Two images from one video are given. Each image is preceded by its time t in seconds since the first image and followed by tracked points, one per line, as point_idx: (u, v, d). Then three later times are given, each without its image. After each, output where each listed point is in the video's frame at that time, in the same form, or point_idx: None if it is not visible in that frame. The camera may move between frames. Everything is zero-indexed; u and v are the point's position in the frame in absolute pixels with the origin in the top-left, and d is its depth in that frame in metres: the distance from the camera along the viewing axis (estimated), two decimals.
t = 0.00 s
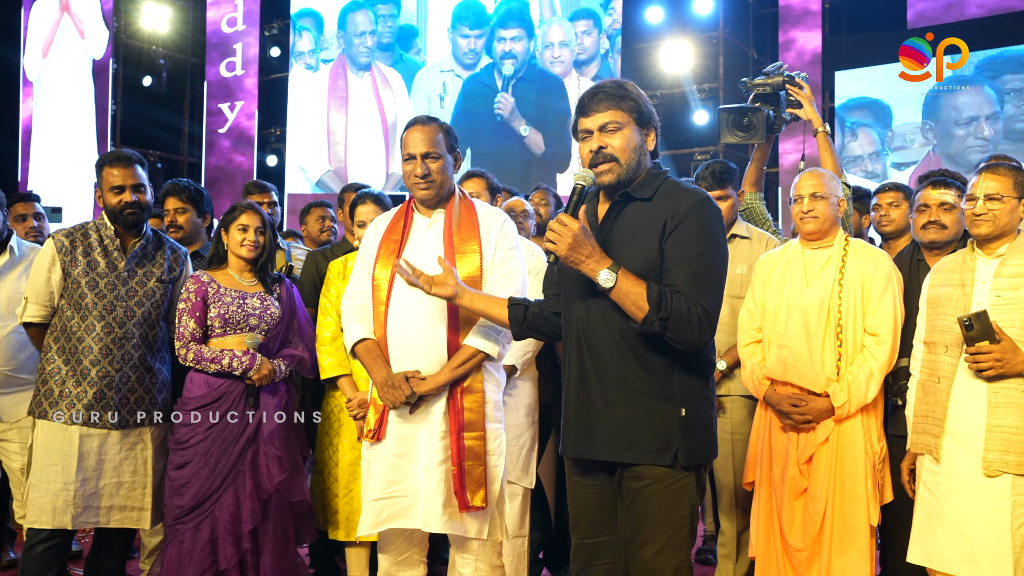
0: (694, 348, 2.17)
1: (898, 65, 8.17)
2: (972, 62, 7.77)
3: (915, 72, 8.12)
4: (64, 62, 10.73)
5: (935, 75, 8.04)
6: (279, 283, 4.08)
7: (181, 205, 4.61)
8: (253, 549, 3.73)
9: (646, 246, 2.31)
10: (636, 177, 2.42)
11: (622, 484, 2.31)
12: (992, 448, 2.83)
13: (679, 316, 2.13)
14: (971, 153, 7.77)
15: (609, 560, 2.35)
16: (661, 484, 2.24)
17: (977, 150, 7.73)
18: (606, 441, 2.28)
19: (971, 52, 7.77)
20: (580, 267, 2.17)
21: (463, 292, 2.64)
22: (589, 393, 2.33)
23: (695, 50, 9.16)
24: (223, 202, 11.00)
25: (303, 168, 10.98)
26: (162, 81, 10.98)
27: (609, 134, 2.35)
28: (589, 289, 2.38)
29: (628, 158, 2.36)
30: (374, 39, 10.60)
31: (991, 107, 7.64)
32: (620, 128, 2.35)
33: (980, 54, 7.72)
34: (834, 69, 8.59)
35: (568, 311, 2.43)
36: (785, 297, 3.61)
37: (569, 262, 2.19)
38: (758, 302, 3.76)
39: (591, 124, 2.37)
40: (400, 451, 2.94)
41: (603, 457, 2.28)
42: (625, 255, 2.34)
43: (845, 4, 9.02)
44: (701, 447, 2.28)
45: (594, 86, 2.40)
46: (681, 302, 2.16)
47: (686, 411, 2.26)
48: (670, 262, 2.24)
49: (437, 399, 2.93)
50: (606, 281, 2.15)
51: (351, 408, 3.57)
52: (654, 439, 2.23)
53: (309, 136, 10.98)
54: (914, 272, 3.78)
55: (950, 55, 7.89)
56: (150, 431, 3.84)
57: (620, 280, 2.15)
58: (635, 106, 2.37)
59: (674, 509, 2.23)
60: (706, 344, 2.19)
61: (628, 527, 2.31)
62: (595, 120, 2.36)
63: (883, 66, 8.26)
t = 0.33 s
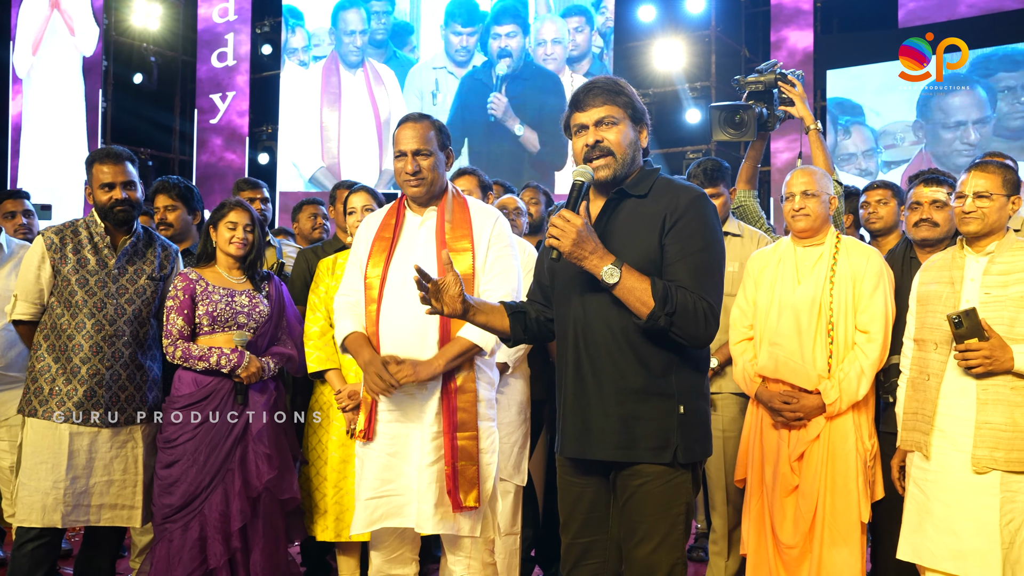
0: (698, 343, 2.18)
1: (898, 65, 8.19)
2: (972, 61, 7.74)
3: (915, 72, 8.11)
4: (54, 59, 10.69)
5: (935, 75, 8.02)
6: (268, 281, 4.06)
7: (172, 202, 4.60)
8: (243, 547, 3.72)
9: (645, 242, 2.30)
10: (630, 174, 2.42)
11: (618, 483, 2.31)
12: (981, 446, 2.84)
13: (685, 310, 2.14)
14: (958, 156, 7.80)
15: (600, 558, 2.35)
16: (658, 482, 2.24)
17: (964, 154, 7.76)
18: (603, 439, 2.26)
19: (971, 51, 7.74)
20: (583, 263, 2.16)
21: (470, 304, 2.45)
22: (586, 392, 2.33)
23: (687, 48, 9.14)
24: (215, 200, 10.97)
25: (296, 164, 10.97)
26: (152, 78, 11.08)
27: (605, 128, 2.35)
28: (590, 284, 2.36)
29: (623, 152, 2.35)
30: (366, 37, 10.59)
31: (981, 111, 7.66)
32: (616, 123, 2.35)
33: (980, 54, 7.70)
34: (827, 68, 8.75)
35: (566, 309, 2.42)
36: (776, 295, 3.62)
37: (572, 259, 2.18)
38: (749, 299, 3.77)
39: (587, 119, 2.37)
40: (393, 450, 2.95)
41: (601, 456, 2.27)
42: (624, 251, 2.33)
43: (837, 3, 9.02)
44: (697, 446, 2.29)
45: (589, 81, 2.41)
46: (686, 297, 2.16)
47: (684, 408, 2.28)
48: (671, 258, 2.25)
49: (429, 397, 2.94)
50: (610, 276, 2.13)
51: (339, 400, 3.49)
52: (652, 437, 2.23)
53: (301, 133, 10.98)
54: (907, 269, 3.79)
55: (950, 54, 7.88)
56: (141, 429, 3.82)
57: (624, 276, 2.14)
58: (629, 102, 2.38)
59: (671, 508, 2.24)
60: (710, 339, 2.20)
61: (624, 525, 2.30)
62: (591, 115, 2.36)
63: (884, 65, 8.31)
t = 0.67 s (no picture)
0: (692, 341, 2.19)
1: (898, 65, 8.18)
2: (973, 61, 7.74)
3: (915, 72, 8.11)
4: (45, 58, 10.66)
5: (935, 75, 7.99)
6: (256, 282, 4.06)
7: (162, 203, 4.58)
8: (233, 548, 3.71)
9: (635, 241, 2.30)
10: (616, 174, 2.42)
11: (607, 484, 2.32)
12: (969, 447, 2.85)
13: (680, 307, 2.14)
14: (950, 153, 7.83)
15: (590, 559, 2.36)
16: (648, 482, 2.24)
17: (957, 151, 7.79)
18: (594, 440, 2.26)
19: (971, 52, 7.74)
20: (577, 263, 2.15)
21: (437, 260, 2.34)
22: (576, 393, 2.32)
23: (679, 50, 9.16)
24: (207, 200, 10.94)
25: (289, 164, 10.96)
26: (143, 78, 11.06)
27: (593, 125, 2.36)
28: (582, 284, 2.34)
29: (611, 151, 2.36)
30: (359, 37, 10.59)
31: (972, 107, 7.70)
32: (603, 121, 2.36)
33: (980, 55, 7.69)
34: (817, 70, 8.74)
35: (555, 310, 2.38)
36: (767, 296, 3.63)
37: (566, 258, 2.16)
38: (740, 301, 3.77)
39: (575, 116, 2.37)
40: (380, 450, 2.93)
41: (592, 457, 2.26)
42: (615, 249, 2.32)
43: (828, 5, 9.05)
44: (687, 446, 2.30)
45: (578, 80, 2.43)
46: (681, 294, 2.17)
47: (674, 408, 2.28)
48: (662, 256, 2.25)
49: (418, 395, 2.91)
50: (604, 275, 2.14)
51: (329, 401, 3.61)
52: (642, 437, 2.24)
53: (294, 133, 10.96)
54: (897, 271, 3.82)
55: (950, 54, 7.87)
56: (130, 431, 3.81)
57: (619, 275, 2.14)
58: (619, 102, 2.41)
59: (661, 507, 2.25)
60: (704, 337, 2.20)
61: (613, 525, 2.31)
62: (580, 112, 2.37)
63: (884, 66, 8.26)
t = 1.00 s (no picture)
0: (680, 341, 2.20)
1: (898, 66, 8.18)
2: (974, 60, 7.74)
3: (915, 72, 8.10)
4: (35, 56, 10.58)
5: (935, 75, 7.99)
6: (245, 281, 4.04)
7: (152, 202, 4.56)
8: (222, 548, 3.70)
9: (621, 244, 2.30)
10: (598, 176, 2.42)
11: (595, 481, 2.31)
12: (957, 447, 2.87)
13: (668, 309, 2.16)
14: (941, 158, 7.82)
15: (579, 556, 2.35)
16: (636, 478, 2.25)
17: (947, 155, 7.80)
18: (583, 439, 2.26)
19: (971, 51, 7.76)
20: (567, 267, 2.14)
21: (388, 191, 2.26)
22: (564, 392, 2.30)
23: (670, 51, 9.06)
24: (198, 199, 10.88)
25: (280, 164, 10.92)
26: (133, 76, 11.07)
27: (575, 131, 2.35)
28: (571, 286, 2.32)
29: (594, 154, 2.36)
30: (350, 37, 10.58)
31: (961, 112, 7.73)
32: (585, 126, 2.36)
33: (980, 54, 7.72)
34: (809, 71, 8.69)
35: (543, 309, 2.35)
36: (757, 297, 3.63)
37: (555, 262, 2.16)
38: (731, 301, 3.78)
39: (556, 122, 2.36)
40: (367, 450, 2.91)
41: (581, 456, 2.26)
42: (601, 251, 2.32)
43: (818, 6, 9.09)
44: (673, 443, 2.31)
45: (555, 85, 2.41)
46: (668, 296, 2.18)
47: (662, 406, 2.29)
48: (648, 259, 2.26)
49: (408, 395, 2.90)
50: (593, 279, 2.14)
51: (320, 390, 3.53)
52: (631, 435, 2.25)
53: (285, 133, 10.94)
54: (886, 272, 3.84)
55: (950, 54, 7.88)
56: (120, 430, 3.80)
57: (608, 278, 2.14)
58: (596, 105, 2.40)
59: (648, 504, 2.26)
60: (691, 337, 2.22)
61: (599, 522, 2.31)
62: (560, 118, 2.36)
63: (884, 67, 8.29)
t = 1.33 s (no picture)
0: (668, 339, 2.20)
1: (898, 65, 8.11)
2: (972, 61, 7.71)
3: (915, 72, 8.03)
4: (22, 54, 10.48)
5: (935, 74, 7.93)
6: (234, 280, 4.01)
7: (140, 202, 4.54)
8: (211, 548, 3.69)
9: (609, 243, 2.30)
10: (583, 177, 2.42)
11: (583, 477, 2.30)
12: (946, 445, 2.88)
13: (658, 308, 2.16)
14: (929, 159, 7.87)
15: (568, 553, 2.34)
16: (623, 474, 2.25)
17: (935, 157, 7.84)
18: (571, 437, 2.26)
19: (971, 51, 7.72)
20: (559, 266, 2.13)
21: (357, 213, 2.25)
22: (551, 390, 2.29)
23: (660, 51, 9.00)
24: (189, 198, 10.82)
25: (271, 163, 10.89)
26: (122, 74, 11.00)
27: (563, 130, 2.35)
28: (562, 285, 2.29)
29: (582, 154, 2.36)
30: (341, 37, 10.59)
31: (951, 114, 7.76)
32: (572, 126, 2.36)
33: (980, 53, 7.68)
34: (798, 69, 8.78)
35: (532, 308, 2.32)
36: (747, 296, 3.64)
37: (548, 261, 2.14)
38: (722, 300, 3.78)
39: (544, 121, 2.36)
40: (353, 450, 2.90)
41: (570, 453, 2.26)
42: (589, 251, 2.31)
43: (807, 6, 9.12)
44: (659, 438, 2.33)
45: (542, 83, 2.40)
46: (658, 295, 2.19)
47: (649, 402, 2.31)
48: (636, 259, 2.27)
49: (396, 396, 2.90)
50: (585, 277, 2.12)
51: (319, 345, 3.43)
52: (619, 432, 2.25)
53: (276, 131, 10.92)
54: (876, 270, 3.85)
55: (950, 54, 7.84)
56: (108, 430, 3.78)
57: (599, 278, 2.14)
58: (582, 104, 2.39)
59: (635, 499, 2.26)
60: (679, 335, 2.22)
61: (587, 518, 2.30)
62: (548, 117, 2.35)
63: (883, 64, 8.23)
